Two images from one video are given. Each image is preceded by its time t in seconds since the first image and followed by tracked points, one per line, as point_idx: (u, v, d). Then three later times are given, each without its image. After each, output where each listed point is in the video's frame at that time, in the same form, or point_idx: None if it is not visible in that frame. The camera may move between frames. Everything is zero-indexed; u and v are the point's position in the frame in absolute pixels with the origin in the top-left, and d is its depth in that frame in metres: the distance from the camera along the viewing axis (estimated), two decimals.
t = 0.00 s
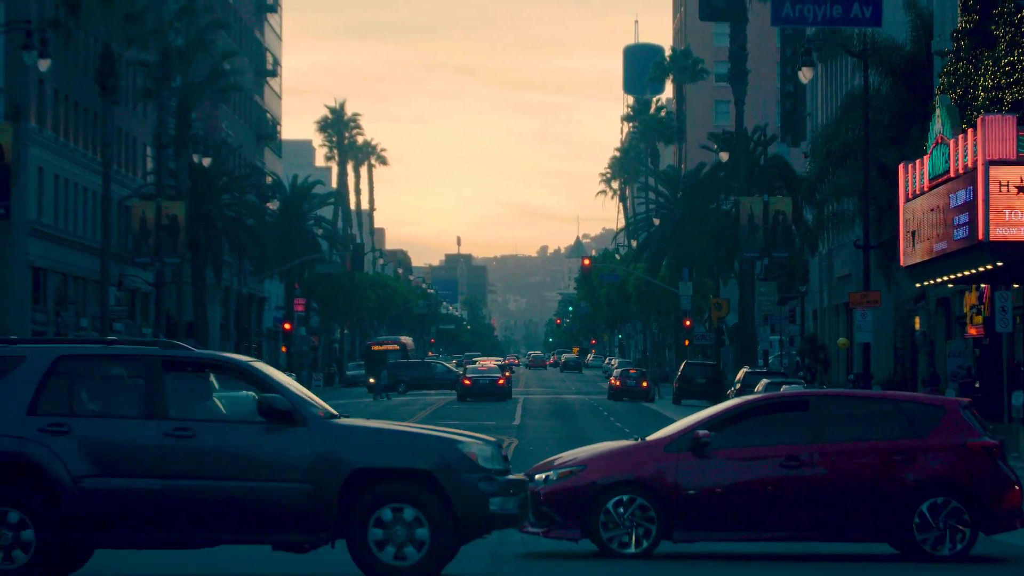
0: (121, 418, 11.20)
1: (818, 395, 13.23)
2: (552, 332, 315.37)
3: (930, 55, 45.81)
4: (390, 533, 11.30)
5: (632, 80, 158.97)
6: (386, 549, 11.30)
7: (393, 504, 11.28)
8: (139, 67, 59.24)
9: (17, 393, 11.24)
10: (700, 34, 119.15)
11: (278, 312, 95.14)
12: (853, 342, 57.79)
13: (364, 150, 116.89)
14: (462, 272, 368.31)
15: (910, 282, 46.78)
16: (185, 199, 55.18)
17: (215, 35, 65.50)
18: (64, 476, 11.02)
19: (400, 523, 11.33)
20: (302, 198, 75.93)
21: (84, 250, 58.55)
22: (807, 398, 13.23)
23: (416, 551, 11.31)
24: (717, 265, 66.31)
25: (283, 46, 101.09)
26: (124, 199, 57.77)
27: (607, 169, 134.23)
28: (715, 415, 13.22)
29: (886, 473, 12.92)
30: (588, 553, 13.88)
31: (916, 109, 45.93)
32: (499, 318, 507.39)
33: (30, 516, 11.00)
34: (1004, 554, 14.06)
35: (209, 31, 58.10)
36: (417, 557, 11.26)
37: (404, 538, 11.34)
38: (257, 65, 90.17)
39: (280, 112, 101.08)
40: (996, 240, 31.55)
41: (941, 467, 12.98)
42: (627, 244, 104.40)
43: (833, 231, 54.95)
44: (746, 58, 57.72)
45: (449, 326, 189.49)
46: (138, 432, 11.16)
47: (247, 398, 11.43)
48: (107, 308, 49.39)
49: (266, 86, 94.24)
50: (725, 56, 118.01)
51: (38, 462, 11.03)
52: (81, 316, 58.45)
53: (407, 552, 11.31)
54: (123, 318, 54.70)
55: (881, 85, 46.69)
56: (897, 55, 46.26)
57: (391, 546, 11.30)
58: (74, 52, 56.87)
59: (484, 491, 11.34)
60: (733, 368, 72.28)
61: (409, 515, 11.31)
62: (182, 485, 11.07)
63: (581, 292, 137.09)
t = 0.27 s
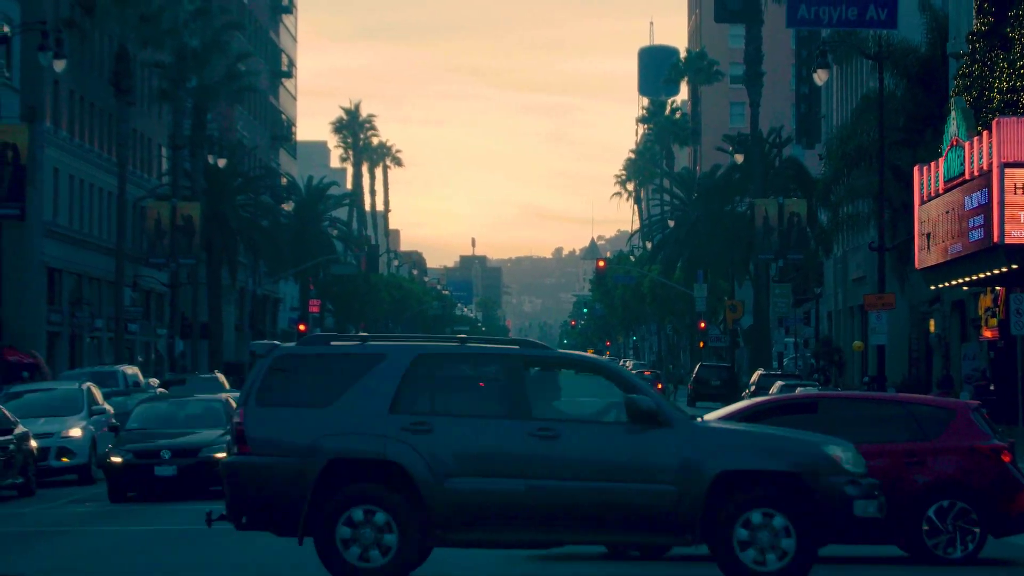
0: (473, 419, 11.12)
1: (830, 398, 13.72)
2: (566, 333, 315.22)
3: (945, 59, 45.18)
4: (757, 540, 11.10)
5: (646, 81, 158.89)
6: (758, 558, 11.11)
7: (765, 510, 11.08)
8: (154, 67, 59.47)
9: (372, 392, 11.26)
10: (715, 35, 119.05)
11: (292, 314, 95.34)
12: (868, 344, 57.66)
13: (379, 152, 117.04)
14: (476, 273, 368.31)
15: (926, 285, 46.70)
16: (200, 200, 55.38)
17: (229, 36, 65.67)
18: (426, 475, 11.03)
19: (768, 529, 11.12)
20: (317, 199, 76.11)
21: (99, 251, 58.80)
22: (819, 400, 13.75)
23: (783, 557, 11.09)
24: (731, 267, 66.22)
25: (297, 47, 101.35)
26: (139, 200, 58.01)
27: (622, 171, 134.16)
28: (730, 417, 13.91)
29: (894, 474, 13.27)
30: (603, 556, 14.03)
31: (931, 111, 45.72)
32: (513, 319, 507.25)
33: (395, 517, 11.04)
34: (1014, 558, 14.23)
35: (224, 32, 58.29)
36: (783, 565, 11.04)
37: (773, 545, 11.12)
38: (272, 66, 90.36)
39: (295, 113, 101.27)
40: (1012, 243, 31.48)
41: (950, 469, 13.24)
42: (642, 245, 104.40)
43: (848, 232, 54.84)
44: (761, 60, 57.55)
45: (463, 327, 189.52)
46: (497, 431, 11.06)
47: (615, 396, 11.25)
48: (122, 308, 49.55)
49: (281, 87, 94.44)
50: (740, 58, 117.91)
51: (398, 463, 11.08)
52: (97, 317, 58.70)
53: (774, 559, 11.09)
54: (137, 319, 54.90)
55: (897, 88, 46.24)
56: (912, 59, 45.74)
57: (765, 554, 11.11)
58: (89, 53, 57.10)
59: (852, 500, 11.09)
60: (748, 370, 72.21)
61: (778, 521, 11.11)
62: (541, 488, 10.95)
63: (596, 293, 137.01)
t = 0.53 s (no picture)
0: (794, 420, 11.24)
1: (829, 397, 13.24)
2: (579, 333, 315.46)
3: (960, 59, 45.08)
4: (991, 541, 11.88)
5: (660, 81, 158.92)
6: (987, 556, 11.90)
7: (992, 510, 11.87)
8: (168, 66, 59.69)
9: (734, 387, 11.34)
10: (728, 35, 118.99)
11: (305, 313, 95.57)
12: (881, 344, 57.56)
13: (393, 151, 117.26)
14: (490, 273, 368.85)
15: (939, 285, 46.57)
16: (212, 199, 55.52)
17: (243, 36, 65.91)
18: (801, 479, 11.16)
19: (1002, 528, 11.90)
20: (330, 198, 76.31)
21: (113, 250, 59.07)
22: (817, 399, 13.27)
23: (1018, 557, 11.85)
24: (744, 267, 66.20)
25: (311, 47, 101.64)
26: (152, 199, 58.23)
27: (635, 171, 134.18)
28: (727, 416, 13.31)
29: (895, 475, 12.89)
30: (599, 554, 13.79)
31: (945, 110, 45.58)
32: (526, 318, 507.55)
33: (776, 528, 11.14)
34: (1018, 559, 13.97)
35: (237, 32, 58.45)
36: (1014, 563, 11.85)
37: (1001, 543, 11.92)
38: (285, 66, 90.64)
39: (308, 112, 101.57)
40: None
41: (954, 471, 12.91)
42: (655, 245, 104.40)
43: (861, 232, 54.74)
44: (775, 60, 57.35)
45: (477, 327, 189.76)
46: (870, 429, 11.22)
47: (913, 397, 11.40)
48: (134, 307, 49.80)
49: (295, 86, 94.69)
50: (754, 58, 117.81)
51: (771, 467, 11.17)
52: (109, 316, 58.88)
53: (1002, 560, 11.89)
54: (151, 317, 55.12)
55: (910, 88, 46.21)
56: (926, 59, 45.79)
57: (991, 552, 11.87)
58: (102, 51, 57.32)
59: None
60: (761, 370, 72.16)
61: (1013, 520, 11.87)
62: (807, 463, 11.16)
63: (609, 293, 137.02)
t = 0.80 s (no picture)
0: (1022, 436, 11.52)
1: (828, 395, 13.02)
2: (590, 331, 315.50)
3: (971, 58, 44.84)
4: (944, 532, 12.76)
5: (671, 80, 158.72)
6: (940, 545, 12.78)
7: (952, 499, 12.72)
8: (179, 63, 59.75)
9: None
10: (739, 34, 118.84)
11: (316, 311, 95.72)
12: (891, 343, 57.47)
13: (403, 149, 117.31)
14: (500, 270, 369.10)
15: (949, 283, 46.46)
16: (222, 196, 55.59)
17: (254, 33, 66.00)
18: (1005, 486, 11.46)
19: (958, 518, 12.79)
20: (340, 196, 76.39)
21: (123, 247, 59.21)
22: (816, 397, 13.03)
23: (968, 543, 12.80)
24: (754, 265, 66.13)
25: (321, 44, 101.73)
26: (162, 196, 58.33)
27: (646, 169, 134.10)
28: (725, 414, 13.03)
29: (894, 475, 12.73)
30: (597, 552, 13.64)
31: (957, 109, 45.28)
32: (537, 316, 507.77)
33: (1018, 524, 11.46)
34: (1014, 556, 13.86)
35: (248, 29, 58.50)
36: (969, 551, 12.79)
37: (955, 532, 12.79)
38: (296, 63, 90.72)
39: (319, 110, 101.68)
40: None
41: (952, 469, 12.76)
42: (665, 243, 104.35)
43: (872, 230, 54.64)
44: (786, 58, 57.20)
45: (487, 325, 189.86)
46: None
47: (1000, 397, 11.63)
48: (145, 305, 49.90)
49: (305, 83, 94.79)
50: (765, 56, 117.65)
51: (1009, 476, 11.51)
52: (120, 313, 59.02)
53: (956, 548, 12.80)
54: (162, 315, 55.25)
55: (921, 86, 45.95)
56: (937, 58, 45.41)
57: (946, 542, 12.77)
58: (113, 48, 57.42)
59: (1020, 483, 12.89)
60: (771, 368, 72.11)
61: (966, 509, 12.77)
62: None
63: (620, 291, 136.99)
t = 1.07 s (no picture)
0: None
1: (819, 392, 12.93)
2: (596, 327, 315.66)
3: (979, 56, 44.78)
4: (936, 529, 12.72)
5: (679, 76, 158.80)
6: (936, 543, 12.73)
7: (942, 495, 12.69)
8: (186, 60, 59.81)
9: None
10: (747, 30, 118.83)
11: (322, 307, 95.83)
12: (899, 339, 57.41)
13: (410, 145, 117.36)
14: (507, 267, 369.28)
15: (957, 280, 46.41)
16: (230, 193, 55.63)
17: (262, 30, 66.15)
18: None
19: (950, 513, 12.76)
20: (347, 192, 76.50)
21: (130, 243, 59.29)
22: (807, 394, 12.94)
23: (962, 538, 12.76)
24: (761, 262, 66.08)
25: (329, 40, 101.80)
26: (169, 193, 58.38)
27: (653, 166, 134.11)
28: (715, 411, 12.90)
29: (884, 471, 12.67)
30: (588, 549, 13.58)
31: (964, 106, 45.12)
32: (544, 312, 507.87)
33: None
34: (1009, 553, 13.83)
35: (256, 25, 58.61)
36: (962, 546, 12.75)
37: (947, 529, 12.75)
38: (303, 59, 90.82)
39: (326, 106, 101.81)
40: None
41: (943, 466, 12.71)
42: (672, 239, 104.40)
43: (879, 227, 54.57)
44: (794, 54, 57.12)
45: (494, 321, 190.03)
46: None
47: None
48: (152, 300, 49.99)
49: (312, 80, 94.90)
50: (772, 53, 117.60)
51: None
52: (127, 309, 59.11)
53: (951, 544, 12.76)
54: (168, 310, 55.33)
55: (928, 83, 45.80)
56: (945, 55, 45.34)
57: (941, 539, 12.72)
58: (121, 44, 57.56)
59: (1009, 477, 12.87)
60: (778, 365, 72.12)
61: (956, 505, 12.73)
62: None
63: (627, 288, 136.99)
